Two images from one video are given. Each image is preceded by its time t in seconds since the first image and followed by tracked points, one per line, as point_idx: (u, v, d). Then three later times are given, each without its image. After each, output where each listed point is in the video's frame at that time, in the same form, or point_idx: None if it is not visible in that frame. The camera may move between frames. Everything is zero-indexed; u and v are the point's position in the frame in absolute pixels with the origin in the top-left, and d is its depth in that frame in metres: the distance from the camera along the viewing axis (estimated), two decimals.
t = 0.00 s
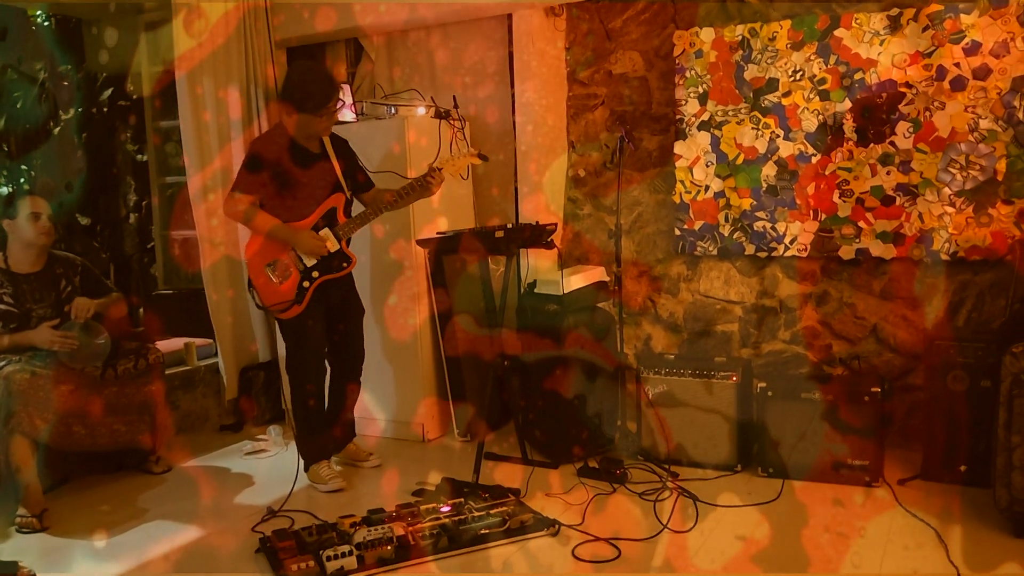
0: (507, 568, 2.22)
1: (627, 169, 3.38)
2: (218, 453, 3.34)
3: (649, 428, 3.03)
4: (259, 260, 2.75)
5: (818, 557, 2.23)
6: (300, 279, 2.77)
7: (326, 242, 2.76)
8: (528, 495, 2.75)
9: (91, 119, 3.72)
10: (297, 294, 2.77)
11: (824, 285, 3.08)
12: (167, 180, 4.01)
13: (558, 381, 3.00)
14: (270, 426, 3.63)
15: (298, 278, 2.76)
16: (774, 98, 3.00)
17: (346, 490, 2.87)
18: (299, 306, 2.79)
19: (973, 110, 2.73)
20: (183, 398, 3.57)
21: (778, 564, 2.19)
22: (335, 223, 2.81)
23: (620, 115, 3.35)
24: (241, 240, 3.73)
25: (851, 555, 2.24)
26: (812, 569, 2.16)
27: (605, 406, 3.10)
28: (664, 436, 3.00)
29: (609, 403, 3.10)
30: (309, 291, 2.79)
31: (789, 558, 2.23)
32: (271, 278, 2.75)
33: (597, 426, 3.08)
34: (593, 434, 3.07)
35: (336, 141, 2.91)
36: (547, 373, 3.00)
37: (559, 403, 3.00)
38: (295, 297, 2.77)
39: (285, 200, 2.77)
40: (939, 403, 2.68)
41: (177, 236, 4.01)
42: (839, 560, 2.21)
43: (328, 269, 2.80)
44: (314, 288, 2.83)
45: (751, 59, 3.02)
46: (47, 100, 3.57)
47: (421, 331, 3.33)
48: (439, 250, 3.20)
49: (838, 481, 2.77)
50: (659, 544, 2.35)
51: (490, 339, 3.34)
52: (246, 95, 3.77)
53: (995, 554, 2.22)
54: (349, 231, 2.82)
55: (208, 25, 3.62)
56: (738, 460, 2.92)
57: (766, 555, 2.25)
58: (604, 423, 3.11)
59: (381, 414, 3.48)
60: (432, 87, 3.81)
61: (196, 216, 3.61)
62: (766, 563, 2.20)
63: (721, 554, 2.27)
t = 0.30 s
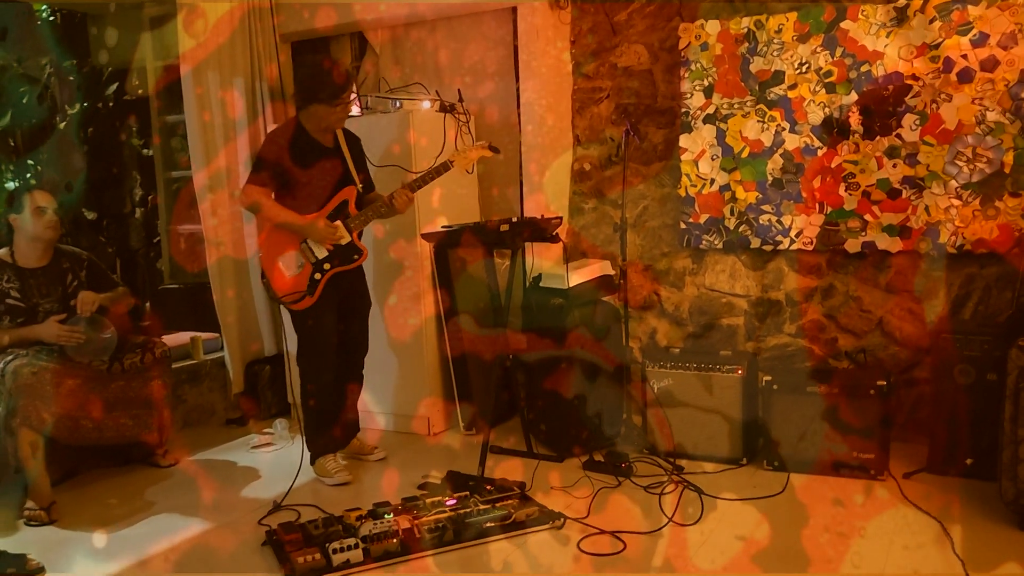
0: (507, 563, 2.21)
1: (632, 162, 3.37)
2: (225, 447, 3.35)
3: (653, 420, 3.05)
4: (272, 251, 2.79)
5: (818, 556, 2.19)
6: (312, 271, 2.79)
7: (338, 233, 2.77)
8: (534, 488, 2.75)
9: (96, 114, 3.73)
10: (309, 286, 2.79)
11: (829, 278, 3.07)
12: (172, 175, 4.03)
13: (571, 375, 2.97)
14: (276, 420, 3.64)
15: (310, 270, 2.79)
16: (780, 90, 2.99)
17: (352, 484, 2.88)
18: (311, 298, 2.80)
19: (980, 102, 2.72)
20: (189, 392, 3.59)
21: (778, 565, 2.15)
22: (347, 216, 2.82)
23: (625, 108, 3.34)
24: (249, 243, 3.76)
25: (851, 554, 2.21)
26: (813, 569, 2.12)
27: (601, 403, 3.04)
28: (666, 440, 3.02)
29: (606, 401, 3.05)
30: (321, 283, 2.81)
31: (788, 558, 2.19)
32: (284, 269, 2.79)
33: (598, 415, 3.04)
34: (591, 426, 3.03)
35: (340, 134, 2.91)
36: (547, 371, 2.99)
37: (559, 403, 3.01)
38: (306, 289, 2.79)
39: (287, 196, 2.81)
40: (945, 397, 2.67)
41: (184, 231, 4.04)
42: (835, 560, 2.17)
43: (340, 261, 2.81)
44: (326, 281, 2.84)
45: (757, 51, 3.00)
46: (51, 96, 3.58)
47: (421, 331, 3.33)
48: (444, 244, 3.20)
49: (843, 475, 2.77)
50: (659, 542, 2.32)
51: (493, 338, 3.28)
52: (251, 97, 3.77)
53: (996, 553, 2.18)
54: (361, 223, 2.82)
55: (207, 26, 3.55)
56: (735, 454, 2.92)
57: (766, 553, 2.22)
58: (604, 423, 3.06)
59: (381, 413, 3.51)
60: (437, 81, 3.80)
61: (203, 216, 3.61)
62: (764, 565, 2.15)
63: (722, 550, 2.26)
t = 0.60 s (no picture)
0: (509, 561, 2.22)
1: (639, 159, 3.36)
2: (234, 444, 3.37)
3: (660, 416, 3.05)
4: (286, 245, 2.82)
5: (818, 556, 2.18)
6: (323, 266, 2.81)
7: (350, 229, 2.78)
8: (542, 484, 2.76)
9: (104, 112, 3.76)
10: (321, 280, 2.81)
11: (838, 274, 3.06)
12: (180, 174, 4.04)
13: (580, 370, 2.97)
14: (285, 417, 3.65)
15: (322, 265, 2.81)
16: (788, 86, 2.98)
17: (360, 480, 2.89)
18: (323, 292, 2.82)
19: (990, 97, 2.70)
20: (198, 390, 3.61)
21: (778, 564, 2.14)
22: (359, 213, 2.85)
23: (632, 105, 3.34)
24: (258, 240, 3.76)
25: (851, 554, 2.20)
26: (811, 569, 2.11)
27: (598, 403, 3.03)
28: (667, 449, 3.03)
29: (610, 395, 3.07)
30: (332, 278, 2.83)
31: (788, 558, 2.18)
32: (297, 263, 2.81)
33: (598, 414, 3.03)
34: (591, 426, 3.03)
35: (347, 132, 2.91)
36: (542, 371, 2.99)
37: (560, 403, 3.01)
38: (319, 283, 2.82)
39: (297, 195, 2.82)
40: (954, 393, 2.66)
41: (192, 229, 4.03)
42: (833, 560, 2.16)
43: (352, 256, 2.82)
44: (338, 276, 2.86)
45: (765, 47, 2.99)
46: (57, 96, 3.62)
47: (420, 331, 3.35)
48: (451, 241, 3.21)
49: (850, 471, 2.77)
50: (660, 540, 2.32)
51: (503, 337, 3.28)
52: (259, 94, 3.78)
53: (994, 552, 2.17)
54: (373, 220, 2.84)
55: (211, 24, 3.56)
56: (731, 451, 2.94)
57: (768, 552, 2.22)
58: (604, 423, 3.06)
59: (386, 412, 3.52)
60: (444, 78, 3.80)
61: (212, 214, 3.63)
62: (762, 565, 2.15)
63: (723, 549, 2.26)
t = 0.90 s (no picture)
0: (513, 561, 2.22)
1: (646, 158, 3.36)
2: (242, 444, 3.38)
3: (666, 415, 3.06)
4: (299, 244, 2.85)
5: (818, 556, 2.18)
6: (335, 265, 2.84)
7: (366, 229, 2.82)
8: (549, 484, 2.77)
9: (113, 114, 3.79)
10: (331, 279, 2.83)
11: (845, 273, 3.05)
12: (188, 174, 4.05)
13: (589, 366, 2.97)
14: (293, 416, 3.66)
15: (334, 264, 2.84)
16: (795, 85, 2.98)
17: (368, 480, 2.90)
18: (333, 290, 2.84)
19: (998, 95, 2.70)
20: (207, 389, 3.63)
21: (781, 564, 2.15)
22: (371, 214, 2.89)
23: (638, 104, 3.34)
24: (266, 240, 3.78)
25: (852, 554, 2.20)
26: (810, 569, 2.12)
27: (604, 405, 3.03)
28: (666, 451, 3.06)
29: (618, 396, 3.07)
30: (343, 277, 2.85)
31: (787, 559, 2.18)
32: (307, 262, 2.84)
33: (596, 412, 3.02)
34: (588, 421, 3.02)
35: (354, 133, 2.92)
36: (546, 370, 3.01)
37: (560, 402, 3.04)
38: (329, 281, 2.84)
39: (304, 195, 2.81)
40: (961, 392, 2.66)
41: (200, 230, 4.06)
42: (832, 560, 2.16)
43: (363, 256, 2.85)
44: (349, 275, 2.89)
45: (772, 46, 2.99)
46: (64, 98, 3.64)
47: (420, 331, 3.37)
48: (458, 241, 3.21)
49: (858, 471, 2.76)
50: (659, 541, 2.32)
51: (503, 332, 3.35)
52: (266, 94, 3.78)
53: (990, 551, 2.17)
54: (384, 220, 2.88)
55: (220, 25, 3.57)
56: (731, 449, 2.95)
57: (768, 552, 2.22)
58: (612, 426, 3.06)
59: (393, 411, 3.52)
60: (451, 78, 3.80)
61: (220, 215, 3.64)
62: (761, 566, 2.15)
63: (723, 548, 2.26)
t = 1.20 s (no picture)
0: (518, 561, 2.23)
1: (651, 159, 3.36)
2: (248, 445, 3.39)
3: (670, 416, 3.06)
4: (308, 245, 2.87)
5: (821, 556, 2.19)
6: (344, 265, 2.86)
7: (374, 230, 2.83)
8: (555, 484, 2.78)
9: (119, 116, 3.87)
10: (341, 279, 2.87)
11: (850, 273, 3.05)
12: (195, 176, 3.99)
13: (593, 365, 3.00)
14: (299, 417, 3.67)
15: (343, 264, 2.86)
16: (800, 85, 2.98)
17: (375, 481, 2.90)
18: (343, 291, 2.87)
19: (1003, 94, 2.69)
20: (213, 390, 3.64)
21: (784, 564, 2.15)
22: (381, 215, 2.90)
23: (643, 105, 3.34)
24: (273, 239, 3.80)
25: (852, 553, 2.20)
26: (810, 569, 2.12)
27: (604, 404, 3.05)
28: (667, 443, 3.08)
29: (622, 396, 3.08)
30: (353, 277, 2.88)
31: (788, 559, 2.18)
32: (318, 262, 2.86)
33: (596, 413, 3.03)
34: (587, 421, 3.04)
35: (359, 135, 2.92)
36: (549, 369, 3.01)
37: (560, 403, 3.06)
38: (339, 281, 2.87)
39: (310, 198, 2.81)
40: (967, 392, 2.65)
41: (207, 233, 4.01)
42: (830, 561, 2.16)
43: (372, 256, 2.87)
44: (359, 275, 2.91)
45: (777, 46, 2.99)
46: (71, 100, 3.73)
47: (420, 331, 3.39)
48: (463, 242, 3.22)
49: (863, 471, 2.76)
50: (660, 541, 2.32)
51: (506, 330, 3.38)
52: (272, 96, 3.80)
53: (990, 551, 2.17)
54: (393, 222, 2.91)
55: (225, 26, 3.61)
56: (732, 449, 2.96)
57: (769, 552, 2.22)
58: (616, 428, 3.05)
59: (398, 412, 3.53)
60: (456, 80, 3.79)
61: (227, 216, 3.66)
62: (763, 566, 2.15)
63: (723, 547, 2.27)
